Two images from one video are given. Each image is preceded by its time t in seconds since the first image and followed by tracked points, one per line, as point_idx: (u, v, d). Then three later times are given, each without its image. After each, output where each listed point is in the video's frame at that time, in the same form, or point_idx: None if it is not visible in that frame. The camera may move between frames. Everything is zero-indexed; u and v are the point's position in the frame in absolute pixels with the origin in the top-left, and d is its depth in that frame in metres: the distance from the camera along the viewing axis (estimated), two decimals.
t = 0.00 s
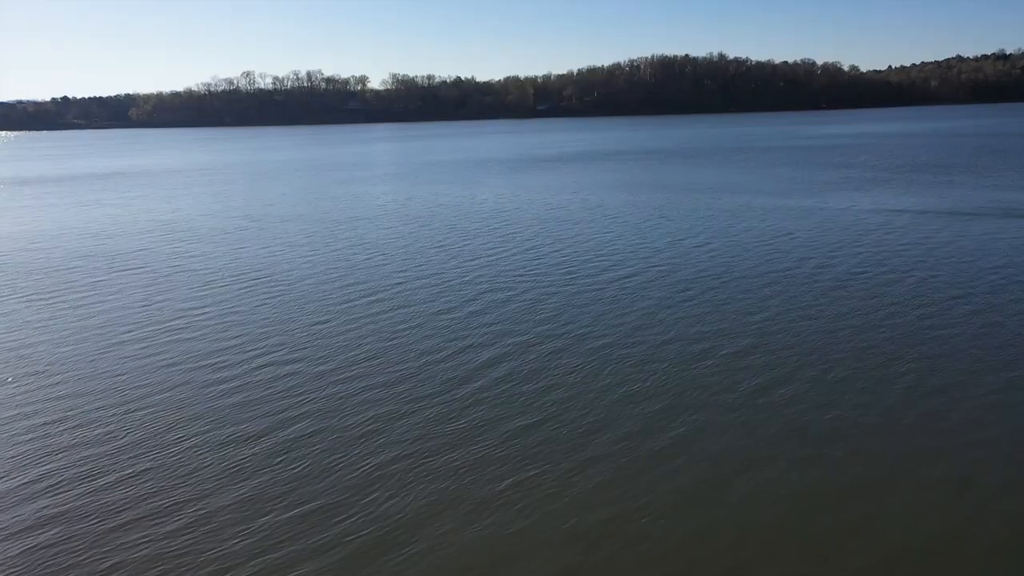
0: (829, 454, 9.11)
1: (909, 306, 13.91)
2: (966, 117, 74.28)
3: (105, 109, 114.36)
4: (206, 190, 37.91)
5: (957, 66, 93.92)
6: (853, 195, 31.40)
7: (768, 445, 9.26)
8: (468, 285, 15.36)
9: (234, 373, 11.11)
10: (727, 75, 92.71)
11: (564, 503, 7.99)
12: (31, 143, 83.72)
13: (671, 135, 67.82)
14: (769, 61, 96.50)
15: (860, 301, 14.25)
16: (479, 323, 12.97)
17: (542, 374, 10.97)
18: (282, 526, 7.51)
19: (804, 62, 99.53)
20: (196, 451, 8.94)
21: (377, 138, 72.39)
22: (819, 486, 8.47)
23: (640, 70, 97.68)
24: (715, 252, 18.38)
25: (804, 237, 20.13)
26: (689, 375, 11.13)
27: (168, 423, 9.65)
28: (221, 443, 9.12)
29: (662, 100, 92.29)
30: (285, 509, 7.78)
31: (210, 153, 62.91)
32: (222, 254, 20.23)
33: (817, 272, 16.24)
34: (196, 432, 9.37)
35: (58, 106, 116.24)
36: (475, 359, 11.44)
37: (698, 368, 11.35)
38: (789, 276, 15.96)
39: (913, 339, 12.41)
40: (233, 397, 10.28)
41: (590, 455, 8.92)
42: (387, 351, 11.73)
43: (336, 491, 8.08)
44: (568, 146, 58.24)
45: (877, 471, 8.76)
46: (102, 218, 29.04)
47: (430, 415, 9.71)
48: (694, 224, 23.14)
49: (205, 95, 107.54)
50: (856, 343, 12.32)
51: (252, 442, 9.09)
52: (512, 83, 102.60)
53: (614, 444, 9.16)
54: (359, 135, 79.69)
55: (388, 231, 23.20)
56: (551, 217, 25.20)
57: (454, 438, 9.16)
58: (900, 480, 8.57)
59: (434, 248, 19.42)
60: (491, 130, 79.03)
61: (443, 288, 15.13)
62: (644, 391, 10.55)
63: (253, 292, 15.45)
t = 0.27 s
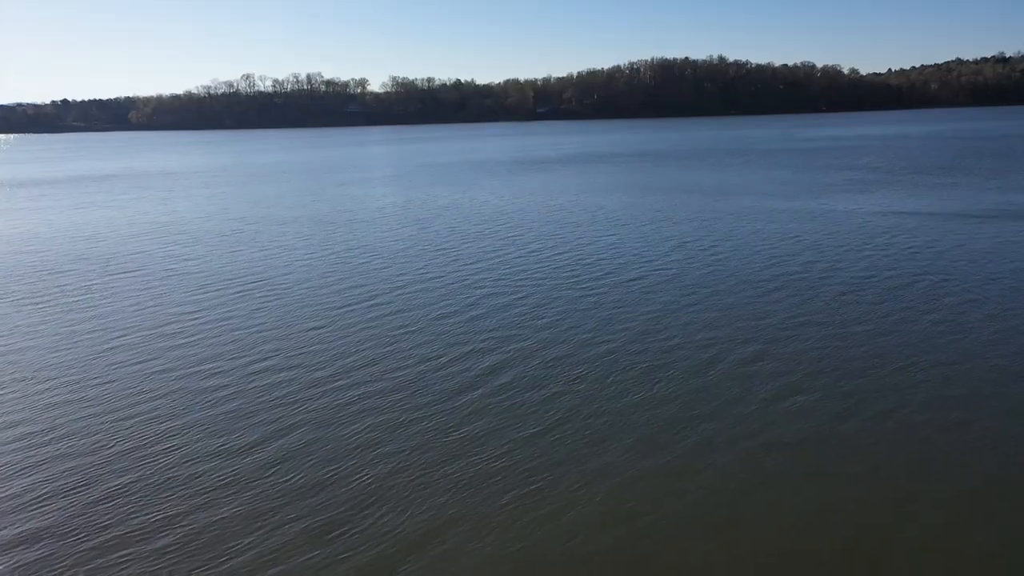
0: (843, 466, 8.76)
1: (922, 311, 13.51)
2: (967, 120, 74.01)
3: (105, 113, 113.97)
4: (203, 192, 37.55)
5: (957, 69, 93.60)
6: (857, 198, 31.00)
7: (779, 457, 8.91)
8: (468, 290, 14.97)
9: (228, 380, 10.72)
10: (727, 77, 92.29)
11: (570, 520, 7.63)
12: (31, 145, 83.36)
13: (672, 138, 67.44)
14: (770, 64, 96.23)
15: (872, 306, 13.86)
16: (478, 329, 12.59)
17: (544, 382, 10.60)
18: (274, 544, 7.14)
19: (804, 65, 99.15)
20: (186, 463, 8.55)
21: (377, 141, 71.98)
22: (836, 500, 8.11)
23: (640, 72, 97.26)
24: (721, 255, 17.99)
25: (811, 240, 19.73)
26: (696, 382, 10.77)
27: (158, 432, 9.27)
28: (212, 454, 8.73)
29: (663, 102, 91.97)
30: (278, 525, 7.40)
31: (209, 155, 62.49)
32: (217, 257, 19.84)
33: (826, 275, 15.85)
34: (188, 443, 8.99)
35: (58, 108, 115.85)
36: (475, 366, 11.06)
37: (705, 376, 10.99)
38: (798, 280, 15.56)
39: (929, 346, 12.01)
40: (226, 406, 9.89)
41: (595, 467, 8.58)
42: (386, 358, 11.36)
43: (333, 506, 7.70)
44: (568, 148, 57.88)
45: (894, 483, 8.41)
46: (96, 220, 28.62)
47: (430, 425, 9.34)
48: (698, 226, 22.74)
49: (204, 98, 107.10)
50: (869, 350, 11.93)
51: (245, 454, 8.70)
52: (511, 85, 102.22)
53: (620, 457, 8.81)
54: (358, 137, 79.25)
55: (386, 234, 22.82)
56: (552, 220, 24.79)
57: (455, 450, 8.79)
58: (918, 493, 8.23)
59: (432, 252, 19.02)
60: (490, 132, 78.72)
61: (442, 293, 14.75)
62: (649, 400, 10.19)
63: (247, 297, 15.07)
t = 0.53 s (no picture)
0: (858, 475, 8.44)
1: (935, 315, 13.14)
2: (968, 122, 73.81)
3: (105, 115, 113.73)
4: (201, 195, 37.23)
5: (958, 72, 93.32)
6: (861, 200, 30.67)
7: (791, 467, 8.59)
8: (468, 294, 14.63)
9: (221, 387, 10.37)
10: (727, 80, 91.95)
11: (576, 535, 7.30)
12: (30, 148, 83.16)
13: (673, 140, 67.17)
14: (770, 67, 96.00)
15: (883, 310, 13.50)
16: (479, 335, 12.25)
17: (547, 390, 10.26)
18: (263, 564, 6.79)
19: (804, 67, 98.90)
20: (175, 476, 8.20)
21: (377, 143, 71.67)
22: (851, 511, 7.79)
23: (639, 75, 97.05)
24: (726, 259, 17.65)
25: (817, 243, 19.38)
26: (703, 390, 10.44)
27: (147, 444, 8.92)
28: (203, 467, 8.37)
29: (663, 105, 91.71)
30: (268, 543, 7.05)
31: (208, 157, 62.32)
32: (213, 260, 19.50)
33: (835, 279, 15.50)
34: (177, 455, 8.64)
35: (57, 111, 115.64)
36: (476, 374, 10.71)
37: (713, 383, 10.64)
38: (806, 284, 15.21)
39: (944, 352, 11.65)
40: (219, 416, 9.54)
41: (600, 480, 8.24)
42: (384, 364, 11.01)
43: (328, 523, 7.34)
44: (568, 151, 57.55)
45: (912, 494, 8.09)
46: (93, 223, 28.33)
47: (430, 436, 8.99)
48: (701, 229, 22.40)
49: (204, 100, 106.83)
50: (882, 356, 11.58)
51: (237, 467, 8.34)
52: (512, 88, 101.94)
53: (625, 467, 8.50)
54: (358, 139, 79.04)
55: (385, 237, 22.47)
56: (553, 223, 24.47)
57: (456, 462, 8.44)
58: (937, 503, 7.91)
59: (432, 255, 18.68)
60: (489, 135, 78.47)
61: (441, 297, 14.41)
62: (655, 409, 9.87)
63: (242, 301, 14.72)
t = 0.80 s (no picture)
0: (869, 485, 8.15)
1: (950, 320, 12.77)
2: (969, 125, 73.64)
3: (105, 117, 113.62)
4: (198, 197, 36.95)
5: (955, 75, 92.95)
6: (865, 203, 30.32)
7: (800, 477, 8.29)
8: (468, 298, 14.26)
9: (214, 396, 10.02)
10: (727, 83, 91.63)
11: (581, 554, 6.97)
12: (30, 150, 82.97)
13: (674, 143, 66.91)
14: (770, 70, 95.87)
15: (895, 314, 13.13)
16: (478, 340, 11.92)
17: (549, 399, 9.91)
18: None
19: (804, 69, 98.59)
20: (164, 490, 7.86)
21: (377, 145, 71.44)
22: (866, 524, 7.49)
23: (640, 78, 96.90)
24: (731, 262, 17.29)
25: (823, 246, 19.01)
26: (709, 396, 10.12)
27: (136, 455, 8.58)
28: (192, 479, 8.04)
29: (663, 108, 91.46)
30: (259, 564, 6.70)
31: (208, 160, 62.14)
32: (209, 263, 19.16)
33: (844, 283, 15.15)
34: (167, 466, 8.30)
35: (58, 114, 115.56)
36: (475, 381, 10.37)
37: (721, 390, 10.31)
38: (815, 287, 14.84)
39: (961, 359, 11.27)
40: (211, 425, 9.20)
41: (605, 492, 7.90)
42: (381, 372, 10.66)
43: (322, 540, 7.01)
44: (569, 153, 57.22)
45: (922, 501, 7.84)
46: (89, 225, 28.04)
47: (429, 446, 8.64)
48: (705, 232, 22.02)
49: (203, 102, 106.62)
50: (896, 363, 11.19)
51: (229, 479, 8.01)
52: (511, 91, 101.63)
53: (629, 478, 8.18)
54: (358, 142, 78.87)
55: (384, 240, 22.13)
56: (554, 226, 24.11)
57: (456, 475, 8.08)
58: (950, 510, 7.68)
59: (431, 259, 18.31)
60: (489, 137, 78.22)
61: (440, 302, 14.04)
62: (658, 416, 9.55)
63: (237, 305, 14.37)
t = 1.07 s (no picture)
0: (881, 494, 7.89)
1: (964, 326, 12.42)
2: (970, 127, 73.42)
3: (105, 120, 113.26)
4: (196, 200, 36.60)
5: (955, 78, 92.79)
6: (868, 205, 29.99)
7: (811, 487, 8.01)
8: (469, 303, 13.91)
9: (207, 405, 9.68)
10: (727, 86, 91.30)
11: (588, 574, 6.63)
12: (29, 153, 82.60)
13: (675, 146, 66.60)
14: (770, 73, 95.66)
15: (908, 319, 12.78)
16: (478, 347, 11.59)
17: (551, 407, 9.59)
18: None
19: (803, 72, 98.33)
20: (151, 505, 7.51)
21: (376, 148, 71.07)
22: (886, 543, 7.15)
23: (639, 81, 96.55)
24: (737, 266, 16.93)
25: (830, 249, 18.66)
26: (715, 404, 9.82)
27: (123, 468, 8.23)
28: (181, 493, 7.69)
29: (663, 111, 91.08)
30: None
31: (207, 162, 61.79)
32: (204, 267, 18.78)
33: (853, 287, 14.79)
34: (155, 480, 7.96)
35: (57, 117, 115.22)
36: (476, 389, 10.03)
37: (729, 398, 9.98)
38: (825, 292, 14.49)
39: (978, 366, 10.91)
40: (203, 436, 8.85)
41: (611, 505, 7.59)
42: (379, 380, 10.32)
43: (317, 560, 6.66)
44: (568, 156, 56.82)
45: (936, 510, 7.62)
46: (85, 228, 27.71)
47: (428, 459, 8.29)
48: (708, 235, 21.65)
49: (203, 105, 106.27)
50: (911, 370, 10.85)
51: (220, 493, 7.67)
52: (511, 94, 101.29)
53: (637, 491, 7.85)
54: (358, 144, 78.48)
55: (383, 243, 21.77)
56: (555, 229, 23.75)
57: (459, 489, 7.75)
58: (965, 518, 7.46)
59: (431, 262, 17.96)
60: (489, 140, 77.87)
61: (440, 307, 13.69)
62: (662, 424, 9.26)
63: (231, 310, 14.02)
